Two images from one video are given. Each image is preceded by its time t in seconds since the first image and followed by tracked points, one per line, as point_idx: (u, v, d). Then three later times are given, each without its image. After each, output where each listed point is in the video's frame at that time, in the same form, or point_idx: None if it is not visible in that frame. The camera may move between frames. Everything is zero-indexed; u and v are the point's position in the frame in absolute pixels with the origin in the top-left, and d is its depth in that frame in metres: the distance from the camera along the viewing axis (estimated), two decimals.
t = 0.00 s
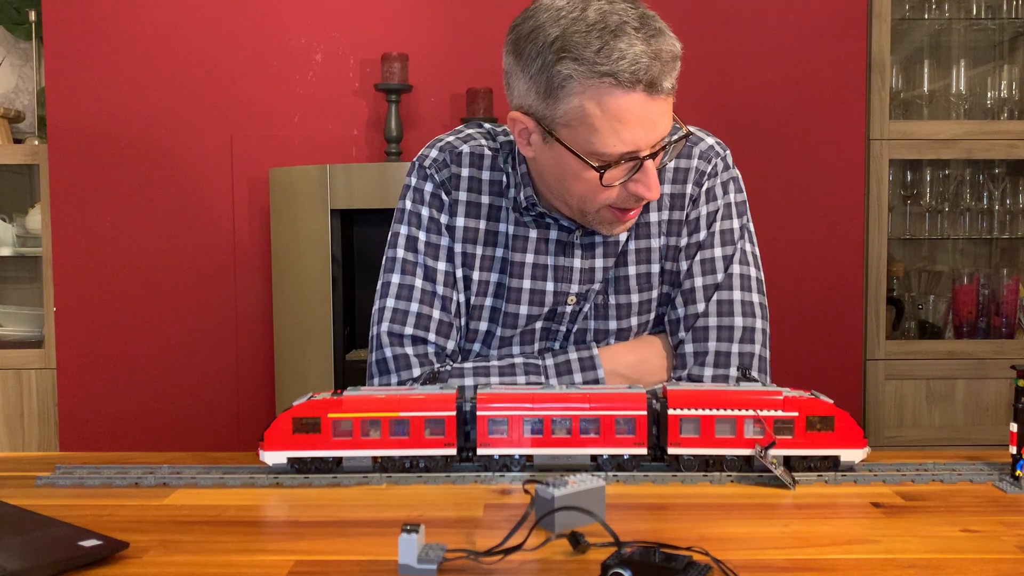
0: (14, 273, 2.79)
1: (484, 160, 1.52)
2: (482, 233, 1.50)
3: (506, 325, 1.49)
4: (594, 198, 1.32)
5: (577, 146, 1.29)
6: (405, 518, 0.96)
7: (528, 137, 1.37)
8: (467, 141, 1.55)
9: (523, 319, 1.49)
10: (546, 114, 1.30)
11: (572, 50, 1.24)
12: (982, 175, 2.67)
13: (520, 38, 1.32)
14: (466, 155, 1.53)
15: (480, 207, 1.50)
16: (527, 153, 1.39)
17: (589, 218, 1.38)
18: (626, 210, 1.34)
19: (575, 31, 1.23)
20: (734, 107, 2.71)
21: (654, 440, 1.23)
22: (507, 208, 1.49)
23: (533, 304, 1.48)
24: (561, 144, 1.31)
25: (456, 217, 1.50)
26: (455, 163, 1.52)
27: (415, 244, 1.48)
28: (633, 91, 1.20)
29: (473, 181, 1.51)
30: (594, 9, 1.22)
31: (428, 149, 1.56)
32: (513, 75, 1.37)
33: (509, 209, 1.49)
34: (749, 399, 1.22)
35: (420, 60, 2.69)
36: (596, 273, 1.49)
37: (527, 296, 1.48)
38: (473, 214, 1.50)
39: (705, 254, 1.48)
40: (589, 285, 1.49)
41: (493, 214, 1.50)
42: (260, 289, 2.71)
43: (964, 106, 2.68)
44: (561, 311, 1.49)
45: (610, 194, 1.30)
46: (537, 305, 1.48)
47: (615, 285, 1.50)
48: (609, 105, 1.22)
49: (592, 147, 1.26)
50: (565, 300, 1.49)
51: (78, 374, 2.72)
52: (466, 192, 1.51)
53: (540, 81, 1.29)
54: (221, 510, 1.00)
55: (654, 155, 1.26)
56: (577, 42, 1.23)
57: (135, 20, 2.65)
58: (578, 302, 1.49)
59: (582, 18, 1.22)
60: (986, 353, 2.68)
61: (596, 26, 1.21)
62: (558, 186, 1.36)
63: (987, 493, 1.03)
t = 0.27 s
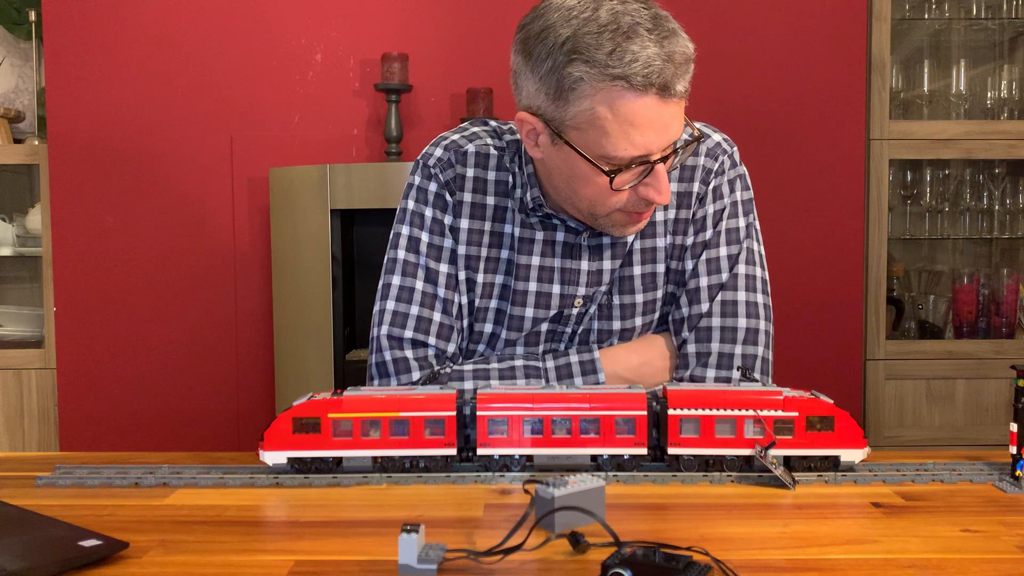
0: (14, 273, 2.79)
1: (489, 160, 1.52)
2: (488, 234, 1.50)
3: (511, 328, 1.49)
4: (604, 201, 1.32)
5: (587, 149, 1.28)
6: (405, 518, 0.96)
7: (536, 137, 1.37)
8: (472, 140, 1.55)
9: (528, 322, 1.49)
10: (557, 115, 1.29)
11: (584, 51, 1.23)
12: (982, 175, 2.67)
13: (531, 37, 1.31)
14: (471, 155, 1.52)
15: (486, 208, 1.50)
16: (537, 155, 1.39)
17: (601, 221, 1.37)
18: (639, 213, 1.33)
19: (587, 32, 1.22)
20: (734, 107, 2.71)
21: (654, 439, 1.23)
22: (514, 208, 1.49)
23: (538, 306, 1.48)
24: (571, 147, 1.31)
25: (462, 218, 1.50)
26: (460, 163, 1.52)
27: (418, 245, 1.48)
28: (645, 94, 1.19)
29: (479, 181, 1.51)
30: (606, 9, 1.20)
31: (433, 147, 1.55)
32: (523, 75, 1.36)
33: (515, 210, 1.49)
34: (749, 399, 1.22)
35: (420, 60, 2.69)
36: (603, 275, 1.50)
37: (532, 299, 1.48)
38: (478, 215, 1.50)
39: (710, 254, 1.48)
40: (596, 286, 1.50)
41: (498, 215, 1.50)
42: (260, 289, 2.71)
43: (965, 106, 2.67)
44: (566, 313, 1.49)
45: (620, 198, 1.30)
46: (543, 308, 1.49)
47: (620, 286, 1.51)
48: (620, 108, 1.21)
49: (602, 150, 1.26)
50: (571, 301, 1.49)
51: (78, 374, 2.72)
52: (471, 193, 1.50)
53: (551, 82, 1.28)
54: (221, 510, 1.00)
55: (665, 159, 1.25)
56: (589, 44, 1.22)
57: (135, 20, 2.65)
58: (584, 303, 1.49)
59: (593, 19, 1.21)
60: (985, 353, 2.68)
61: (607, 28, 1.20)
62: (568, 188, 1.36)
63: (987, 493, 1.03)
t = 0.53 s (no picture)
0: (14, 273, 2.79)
1: (487, 160, 1.52)
2: (486, 235, 1.50)
3: (510, 329, 1.49)
4: (604, 208, 1.33)
5: (586, 156, 1.29)
6: (405, 518, 0.96)
7: (534, 143, 1.37)
8: (470, 140, 1.54)
9: (527, 322, 1.49)
10: (556, 123, 1.29)
11: (584, 59, 1.22)
12: (982, 175, 2.67)
13: (529, 43, 1.30)
14: (469, 155, 1.52)
15: (484, 208, 1.50)
16: (535, 160, 1.38)
17: (597, 226, 1.38)
18: (635, 221, 1.35)
19: (586, 40, 1.21)
20: (734, 107, 2.71)
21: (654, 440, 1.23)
22: (513, 209, 1.49)
23: (538, 307, 1.48)
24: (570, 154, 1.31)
25: (460, 219, 1.50)
26: (459, 163, 1.52)
27: (416, 246, 1.48)
28: (646, 104, 1.19)
29: (477, 181, 1.51)
30: (606, 16, 1.20)
31: (432, 147, 1.55)
32: (521, 80, 1.35)
33: (513, 211, 1.48)
34: (749, 400, 1.22)
35: (420, 60, 2.69)
36: (602, 276, 1.49)
37: (531, 300, 1.48)
38: (477, 216, 1.50)
39: (708, 255, 1.48)
40: (595, 287, 1.50)
41: (497, 216, 1.50)
42: (260, 289, 2.71)
43: (965, 106, 2.67)
44: (565, 314, 1.49)
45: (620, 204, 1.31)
46: (542, 309, 1.49)
47: (620, 286, 1.51)
48: (621, 117, 1.21)
49: (602, 158, 1.26)
50: (570, 302, 1.49)
51: (78, 374, 2.72)
52: (469, 193, 1.50)
53: (550, 89, 1.27)
54: (221, 510, 1.00)
55: (664, 167, 1.25)
56: (589, 52, 1.22)
57: (135, 20, 2.65)
58: (583, 305, 1.49)
59: (593, 26, 1.21)
60: (986, 353, 2.68)
61: (607, 36, 1.20)
62: (567, 194, 1.37)
63: (987, 493, 1.03)
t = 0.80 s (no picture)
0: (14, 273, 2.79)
1: (486, 159, 1.52)
2: (486, 234, 1.50)
3: (510, 327, 1.48)
4: (597, 201, 1.32)
5: (580, 149, 1.28)
6: (405, 518, 0.96)
7: (531, 137, 1.36)
8: (469, 140, 1.55)
9: (527, 321, 1.48)
10: (550, 116, 1.29)
11: (578, 52, 1.23)
12: (983, 175, 2.66)
13: (524, 38, 1.30)
14: (468, 155, 1.52)
15: (483, 207, 1.50)
16: (531, 154, 1.38)
17: (592, 221, 1.37)
18: (631, 214, 1.33)
19: (580, 33, 1.22)
20: (735, 107, 2.71)
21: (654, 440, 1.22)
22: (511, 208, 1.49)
23: (538, 306, 1.48)
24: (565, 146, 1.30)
25: (459, 218, 1.50)
26: (458, 163, 1.52)
27: (416, 245, 1.47)
28: (639, 95, 1.19)
29: (476, 181, 1.51)
30: (601, 10, 1.20)
31: (430, 147, 1.55)
32: (517, 75, 1.35)
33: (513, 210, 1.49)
34: (750, 400, 1.22)
35: (420, 60, 2.68)
36: (601, 275, 1.49)
37: (530, 298, 1.48)
38: (476, 215, 1.50)
39: (708, 255, 1.48)
40: (593, 286, 1.49)
41: (496, 215, 1.50)
42: (260, 289, 2.71)
43: (965, 106, 2.67)
44: (565, 313, 1.49)
45: (614, 198, 1.30)
46: (541, 307, 1.48)
47: (619, 286, 1.50)
48: (614, 109, 1.21)
49: (596, 151, 1.25)
50: (569, 301, 1.49)
51: (78, 374, 2.72)
52: (469, 193, 1.50)
53: (544, 83, 1.27)
54: (220, 510, 1.00)
55: (658, 160, 1.24)
56: (583, 45, 1.22)
57: (134, 20, 2.64)
58: (582, 304, 1.49)
59: (587, 20, 1.21)
60: (987, 354, 2.67)
61: (602, 29, 1.20)
62: (562, 188, 1.36)
63: (988, 493, 1.03)
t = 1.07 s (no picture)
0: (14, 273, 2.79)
1: (487, 160, 1.52)
2: (487, 235, 1.50)
3: (510, 328, 1.48)
4: (598, 203, 1.32)
5: (580, 152, 1.28)
6: (405, 518, 0.96)
7: (531, 140, 1.36)
8: (471, 142, 1.55)
9: (527, 322, 1.48)
10: (551, 119, 1.29)
11: (577, 56, 1.23)
12: (983, 175, 2.67)
13: (524, 41, 1.30)
14: (470, 156, 1.52)
15: (484, 208, 1.50)
16: (531, 156, 1.38)
17: (595, 224, 1.38)
18: (632, 216, 1.34)
19: (580, 37, 1.22)
20: (735, 107, 2.71)
21: (654, 440, 1.22)
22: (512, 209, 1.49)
23: (538, 307, 1.48)
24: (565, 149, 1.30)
25: (460, 219, 1.50)
26: (460, 164, 1.52)
27: (417, 245, 1.47)
28: (639, 99, 1.19)
29: (478, 182, 1.51)
30: (600, 13, 1.20)
31: (432, 148, 1.55)
32: (517, 77, 1.35)
33: (514, 211, 1.49)
34: (750, 400, 1.21)
35: (420, 60, 2.68)
36: (601, 276, 1.49)
37: (531, 299, 1.48)
38: (477, 216, 1.50)
39: (708, 255, 1.48)
40: (594, 286, 1.49)
41: (497, 216, 1.50)
42: (260, 289, 2.71)
43: (965, 106, 2.67)
44: (566, 313, 1.49)
45: (614, 201, 1.30)
46: (541, 308, 1.48)
47: (619, 286, 1.50)
48: (614, 112, 1.21)
49: (596, 154, 1.26)
50: (570, 302, 1.49)
51: (78, 374, 2.72)
52: (470, 194, 1.50)
53: (544, 86, 1.28)
54: (220, 510, 1.00)
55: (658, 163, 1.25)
56: (582, 48, 1.22)
57: (134, 20, 2.65)
58: (582, 304, 1.49)
59: (587, 23, 1.21)
60: (987, 354, 2.67)
61: (601, 33, 1.20)
62: (562, 190, 1.36)
63: (988, 494, 1.03)
